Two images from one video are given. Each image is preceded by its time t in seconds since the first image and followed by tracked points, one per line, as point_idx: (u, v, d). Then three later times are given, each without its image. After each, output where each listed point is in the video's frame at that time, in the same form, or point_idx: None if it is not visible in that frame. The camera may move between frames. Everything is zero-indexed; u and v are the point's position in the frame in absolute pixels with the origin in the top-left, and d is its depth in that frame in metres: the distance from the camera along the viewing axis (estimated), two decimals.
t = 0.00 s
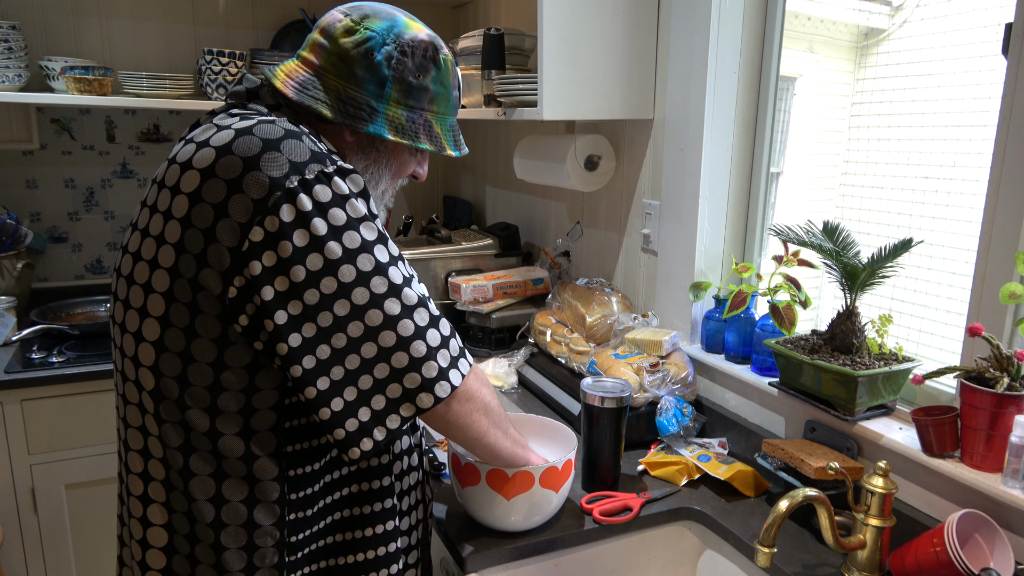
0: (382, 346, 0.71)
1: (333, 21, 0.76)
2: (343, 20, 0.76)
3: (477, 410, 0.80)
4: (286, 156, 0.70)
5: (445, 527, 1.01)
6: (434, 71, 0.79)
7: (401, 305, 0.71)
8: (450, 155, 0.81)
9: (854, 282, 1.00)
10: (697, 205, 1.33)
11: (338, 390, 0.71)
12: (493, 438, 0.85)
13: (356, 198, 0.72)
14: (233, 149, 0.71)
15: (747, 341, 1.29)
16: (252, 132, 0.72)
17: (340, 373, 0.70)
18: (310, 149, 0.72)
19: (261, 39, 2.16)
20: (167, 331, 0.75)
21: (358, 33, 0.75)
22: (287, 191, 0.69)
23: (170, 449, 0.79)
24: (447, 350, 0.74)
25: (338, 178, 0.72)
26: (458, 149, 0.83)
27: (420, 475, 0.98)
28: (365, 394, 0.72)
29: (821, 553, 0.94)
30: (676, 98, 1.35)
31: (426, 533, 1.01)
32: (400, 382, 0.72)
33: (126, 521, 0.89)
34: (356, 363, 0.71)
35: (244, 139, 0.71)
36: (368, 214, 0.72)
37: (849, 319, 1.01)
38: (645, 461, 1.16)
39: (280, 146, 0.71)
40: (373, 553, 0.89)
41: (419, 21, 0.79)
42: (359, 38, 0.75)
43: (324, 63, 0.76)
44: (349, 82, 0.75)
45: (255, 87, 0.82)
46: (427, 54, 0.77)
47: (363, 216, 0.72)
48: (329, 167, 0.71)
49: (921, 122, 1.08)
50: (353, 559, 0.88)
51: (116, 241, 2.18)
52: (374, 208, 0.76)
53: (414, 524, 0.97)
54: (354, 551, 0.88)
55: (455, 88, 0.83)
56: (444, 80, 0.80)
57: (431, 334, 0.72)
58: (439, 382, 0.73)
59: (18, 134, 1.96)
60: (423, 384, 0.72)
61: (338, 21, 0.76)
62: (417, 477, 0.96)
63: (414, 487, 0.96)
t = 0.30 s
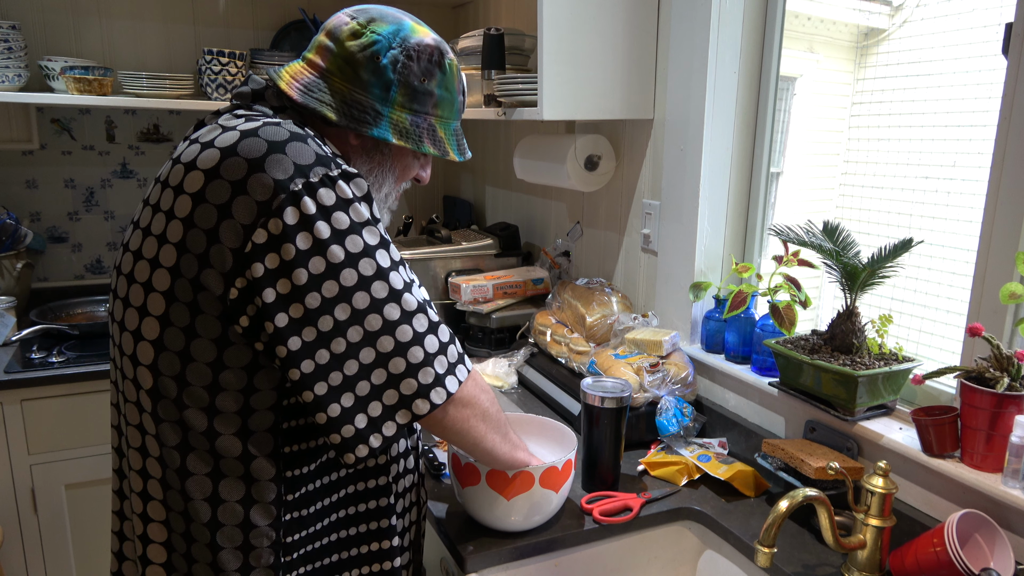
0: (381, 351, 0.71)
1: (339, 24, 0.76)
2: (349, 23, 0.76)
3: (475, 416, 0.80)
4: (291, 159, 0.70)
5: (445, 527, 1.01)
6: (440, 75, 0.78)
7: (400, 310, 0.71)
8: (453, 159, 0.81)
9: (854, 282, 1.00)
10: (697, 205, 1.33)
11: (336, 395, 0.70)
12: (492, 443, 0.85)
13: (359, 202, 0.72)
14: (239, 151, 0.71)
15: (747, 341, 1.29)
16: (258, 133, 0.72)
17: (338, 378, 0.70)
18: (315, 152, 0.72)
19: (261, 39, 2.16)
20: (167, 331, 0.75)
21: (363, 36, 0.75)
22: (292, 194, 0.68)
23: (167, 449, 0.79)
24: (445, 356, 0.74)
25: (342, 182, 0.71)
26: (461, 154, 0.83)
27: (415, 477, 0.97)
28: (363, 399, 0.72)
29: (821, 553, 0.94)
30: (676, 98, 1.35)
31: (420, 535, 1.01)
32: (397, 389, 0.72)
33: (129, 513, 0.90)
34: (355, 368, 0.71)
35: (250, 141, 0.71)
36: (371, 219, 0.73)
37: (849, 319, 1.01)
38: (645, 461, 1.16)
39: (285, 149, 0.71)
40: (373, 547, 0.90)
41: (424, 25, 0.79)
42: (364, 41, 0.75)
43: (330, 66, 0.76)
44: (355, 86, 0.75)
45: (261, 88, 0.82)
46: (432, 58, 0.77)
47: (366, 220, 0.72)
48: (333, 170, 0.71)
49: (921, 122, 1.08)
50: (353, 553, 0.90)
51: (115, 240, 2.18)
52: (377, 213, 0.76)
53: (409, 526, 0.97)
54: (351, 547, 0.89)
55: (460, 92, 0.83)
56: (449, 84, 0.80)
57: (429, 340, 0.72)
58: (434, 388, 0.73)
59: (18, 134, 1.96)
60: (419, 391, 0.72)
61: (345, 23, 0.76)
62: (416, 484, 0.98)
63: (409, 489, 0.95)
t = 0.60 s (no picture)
0: (371, 355, 0.71)
1: (327, 22, 0.76)
2: (337, 20, 0.76)
3: (470, 417, 0.81)
4: (279, 161, 0.70)
5: (445, 527, 1.01)
6: (430, 70, 0.78)
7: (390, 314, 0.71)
8: (446, 156, 0.81)
9: (854, 283, 1.00)
10: (697, 205, 1.33)
11: (327, 399, 0.70)
12: (486, 442, 0.85)
13: (350, 205, 0.72)
14: (227, 154, 0.71)
15: (747, 341, 1.29)
16: (245, 136, 0.71)
17: (329, 383, 0.70)
18: (304, 154, 0.72)
19: (261, 39, 2.16)
20: (159, 337, 0.75)
21: (351, 33, 0.75)
22: (280, 197, 0.68)
23: (164, 456, 0.79)
24: (439, 360, 0.74)
25: (331, 184, 0.71)
26: (454, 150, 0.83)
27: (420, 481, 0.98)
28: (354, 404, 0.71)
29: (821, 553, 0.94)
30: (676, 98, 1.35)
31: (428, 539, 1.01)
32: (388, 393, 0.72)
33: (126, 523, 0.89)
34: (345, 373, 0.70)
35: (237, 144, 0.71)
36: (361, 222, 0.72)
37: (849, 319, 1.01)
38: (645, 461, 1.16)
39: (273, 151, 0.70)
40: (378, 553, 0.91)
41: (414, 21, 0.79)
42: (353, 38, 0.75)
43: (318, 64, 0.76)
44: (344, 83, 0.75)
45: (250, 91, 0.82)
46: (422, 54, 0.77)
47: (356, 224, 0.72)
48: (322, 173, 0.71)
49: (921, 122, 1.08)
50: (355, 560, 0.90)
51: (115, 241, 2.18)
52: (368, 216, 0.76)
53: (413, 530, 0.96)
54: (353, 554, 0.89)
55: (451, 88, 0.83)
56: (440, 79, 0.80)
57: (421, 344, 0.72)
58: (426, 393, 0.73)
59: (18, 134, 1.96)
60: (410, 395, 0.72)
61: (332, 21, 0.76)
62: (416, 483, 0.96)
63: (412, 492, 0.95)
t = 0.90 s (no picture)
0: (371, 358, 0.70)
1: (332, 21, 0.76)
2: (342, 19, 0.76)
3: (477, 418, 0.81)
4: (274, 158, 0.70)
5: (445, 527, 1.01)
6: (434, 70, 0.78)
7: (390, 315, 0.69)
8: (450, 155, 0.81)
9: (854, 282, 1.00)
10: (697, 205, 1.33)
11: (325, 402, 0.70)
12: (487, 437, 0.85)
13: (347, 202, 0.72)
14: (223, 151, 0.71)
15: (747, 341, 1.29)
16: (243, 133, 0.72)
17: (326, 383, 0.70)
18: (300, 151, 0.71)
19: (262, 39, 2.16)
20: (162, 339, 0.75)
21: (357, 32, 0.75)
22: (273, 194, 0.69)
23: (169, 459, 0.79)
24: (445, 363, 0.73)
25: (328, 181, 0.71)
26: (458, 150, 0.83)
27: (421, 480, 0.97)
28: (353, 409, 0.71)
29: (821, 553, 0.94)
30: (676, 99, 1.35)
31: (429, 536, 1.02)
32: (392, 398, 0.71)
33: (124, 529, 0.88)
34: (342, 376, 0.70)
35: (234, 141, 0.71)
36: (359, 220, 0.71)
37: (849, 319, 1.01)
38: (645, 461, 1.16)
39: (269, 148, 0.70)
40: (377, 559, 0.90)
41: (419, 21, 0.79)
42: (359, 37, 0.75)
43: (323, 63, 0.75)
44: (349, 82, 0.75)
45: (252, 89, 0.82)
46: (427, 54, 0.77)
47: (352, 221, 0.71)
48: (318, 169, 0.71)
49: (921, 122, 1.08)
50: (357, 565, 0.90)
51: (115, 241, 2.18)
52: (370, 213, 0.75)
53: (417, 528, 0.97)
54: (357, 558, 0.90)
55: (455, 88, 0.83)
56: (444, 80, 0.80)
57: (424, 347, 0.71)
58: (433, 398, 0.72)
59: (18, 134, 1.96)
60: (415, 400, 0.71)
61: (338, 20, 0.76)
62: (418, 484, 0.96)
63: (415, 493, 0.95)
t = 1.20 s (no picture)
0: (395, 346, 0.71)
1: (336, 19, 0.76)
2: (346, 18, 0.76)
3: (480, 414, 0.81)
4: (298, 152, 0.70)
5: (445, 527, 1.01)
6: (438, 70, 0.79)
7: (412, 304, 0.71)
8: (452, 154, 0.81)
9: (854, 282, 1.00)
10: (697, 205, 1.33)
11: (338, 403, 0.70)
12: (489, 442, 0.86)
13: (368, 195, 0.72)
14: (243, 145, 0.71)
15: (747, 341, 1.29)
16: (262, 127, 0.71)
17: (355, 376, 0.69)
18: (320, 145, 0.72)
19: (261, 39, 2.16)
20: (177, 332, 0.75)
21: (362, 31, 0.75)
22: (300, 187, 0.68)
23: (178, 453, 0.78)
24: (457, 350, 0.75)
25: (349, 175, 0.71)
26: (459, 149, 0.83)
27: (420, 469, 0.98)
28: (379, 398, 0.71)
29: (821, 553, 0.94)
30: (676, 99, 1.35)
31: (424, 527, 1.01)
32: (412, 384, 0.73)
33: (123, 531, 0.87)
34: (371, 365, 0.70)
35: (254, 135, 0.71)
36: (379, 212, 0.73)
37: (849, 319, 1.01)
38: (645, 462, 1.16)
39: (291, 142, 0.71)
40: (381, 549, 0.90)
41: (421, 20, 0.79)
42: (363, 36, 0.75)
43: (328, 61, 0.75)
44: (354, 80, 0.75)
45: (256, 83, 0.81)
46: (430, 53, 0.77)
47: (374, 214, 0.72)
48: (340, 163, 0.71)
49: (921, 122, 1.08)
50: (362, 554, 0.90)
51: (115, 241, 2.18)
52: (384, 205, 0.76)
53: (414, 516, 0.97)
54: (363, 546, 0.90)
55: (457, 88, 0.83)
56: (447, 79, 0.80)
57: (442, 335, 0.73)
58: (449, 383, 0.74)
59: (18, 134, 1.96)
60: (435, 385, 0.73)
61: (342, 19, 0.76)
62: (418, 473, 0.96)
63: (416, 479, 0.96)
